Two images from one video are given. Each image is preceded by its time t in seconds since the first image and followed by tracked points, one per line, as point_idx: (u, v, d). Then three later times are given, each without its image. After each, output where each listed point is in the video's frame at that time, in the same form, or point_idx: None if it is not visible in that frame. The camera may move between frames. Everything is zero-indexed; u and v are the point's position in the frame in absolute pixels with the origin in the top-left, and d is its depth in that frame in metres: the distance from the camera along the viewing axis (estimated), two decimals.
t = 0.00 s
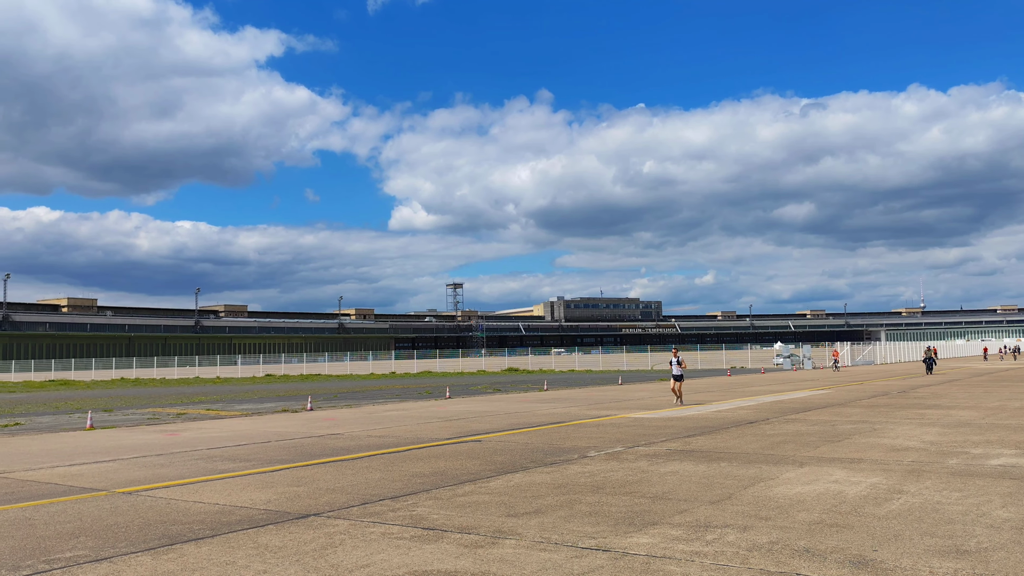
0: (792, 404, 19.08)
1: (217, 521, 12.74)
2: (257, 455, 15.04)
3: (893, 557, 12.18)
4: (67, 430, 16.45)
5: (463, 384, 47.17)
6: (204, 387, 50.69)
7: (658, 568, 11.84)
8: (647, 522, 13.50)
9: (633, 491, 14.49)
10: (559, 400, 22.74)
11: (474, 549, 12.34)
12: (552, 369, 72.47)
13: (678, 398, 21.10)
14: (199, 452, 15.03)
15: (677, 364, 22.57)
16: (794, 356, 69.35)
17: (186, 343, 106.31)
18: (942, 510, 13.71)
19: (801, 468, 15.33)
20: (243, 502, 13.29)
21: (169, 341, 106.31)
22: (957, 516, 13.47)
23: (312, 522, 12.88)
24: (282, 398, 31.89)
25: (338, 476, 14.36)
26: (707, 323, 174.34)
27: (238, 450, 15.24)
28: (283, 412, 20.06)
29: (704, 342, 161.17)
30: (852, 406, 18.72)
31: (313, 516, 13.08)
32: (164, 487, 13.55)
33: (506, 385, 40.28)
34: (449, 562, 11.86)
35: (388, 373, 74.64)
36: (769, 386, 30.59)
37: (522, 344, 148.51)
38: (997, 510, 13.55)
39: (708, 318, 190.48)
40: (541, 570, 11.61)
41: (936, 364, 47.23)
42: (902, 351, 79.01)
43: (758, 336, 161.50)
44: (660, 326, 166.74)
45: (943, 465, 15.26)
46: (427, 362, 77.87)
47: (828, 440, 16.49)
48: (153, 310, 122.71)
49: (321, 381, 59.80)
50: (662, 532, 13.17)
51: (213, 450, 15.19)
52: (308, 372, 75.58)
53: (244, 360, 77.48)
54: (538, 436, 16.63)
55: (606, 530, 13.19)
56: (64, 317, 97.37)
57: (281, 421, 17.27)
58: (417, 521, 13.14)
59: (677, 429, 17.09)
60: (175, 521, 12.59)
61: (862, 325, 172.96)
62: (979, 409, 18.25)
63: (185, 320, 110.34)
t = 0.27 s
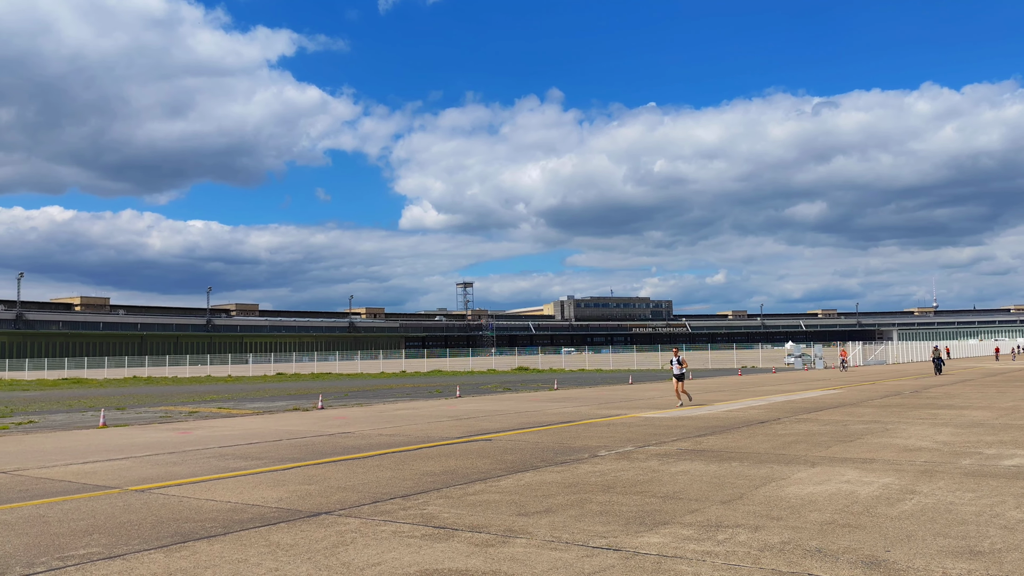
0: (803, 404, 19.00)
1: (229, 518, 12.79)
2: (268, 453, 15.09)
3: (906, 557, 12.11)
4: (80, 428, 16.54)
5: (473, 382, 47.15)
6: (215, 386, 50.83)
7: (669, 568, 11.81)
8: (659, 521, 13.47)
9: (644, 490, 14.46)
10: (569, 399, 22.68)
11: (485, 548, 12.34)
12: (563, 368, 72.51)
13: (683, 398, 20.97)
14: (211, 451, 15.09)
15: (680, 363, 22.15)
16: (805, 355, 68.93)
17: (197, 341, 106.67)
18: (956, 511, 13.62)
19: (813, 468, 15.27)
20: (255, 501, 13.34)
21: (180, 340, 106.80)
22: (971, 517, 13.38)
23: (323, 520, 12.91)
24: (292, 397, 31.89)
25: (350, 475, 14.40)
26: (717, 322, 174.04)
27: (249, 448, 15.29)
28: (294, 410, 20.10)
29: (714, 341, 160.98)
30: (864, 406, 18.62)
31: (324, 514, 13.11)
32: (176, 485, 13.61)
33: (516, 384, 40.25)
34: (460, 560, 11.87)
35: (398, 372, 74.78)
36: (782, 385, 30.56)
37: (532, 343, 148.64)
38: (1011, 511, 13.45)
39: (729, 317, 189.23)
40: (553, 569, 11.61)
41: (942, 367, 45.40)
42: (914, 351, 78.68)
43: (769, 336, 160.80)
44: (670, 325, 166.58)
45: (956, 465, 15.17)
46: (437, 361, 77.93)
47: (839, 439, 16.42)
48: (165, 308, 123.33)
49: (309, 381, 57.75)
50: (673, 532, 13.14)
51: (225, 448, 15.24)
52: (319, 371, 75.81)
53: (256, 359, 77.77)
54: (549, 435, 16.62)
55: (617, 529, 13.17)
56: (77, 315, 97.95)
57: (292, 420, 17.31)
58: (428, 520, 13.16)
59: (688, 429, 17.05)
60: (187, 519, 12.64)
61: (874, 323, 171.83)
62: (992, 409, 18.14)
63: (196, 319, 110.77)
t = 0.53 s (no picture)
0: (814, 404, 18.93)
1: (240, 516, 12.82)
2: (279, 451, 15.13)
3: (919, 558, 12.04)
4: (93, 425, 16.60)
5: (482, 380, 47.12)
6: (226, 383, 50.96)
7: (680, 567, 11.77)
8: (669, 520, 13.44)
9: (654, 489, 14.43)
10: (579, 398, 22.63)
11: (495, 546, 12.32)
12: (572, 367, 72.48)
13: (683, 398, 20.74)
14: (222, 449, 15.13)
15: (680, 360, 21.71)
16: (816, 355, 68.60)
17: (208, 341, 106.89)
18: (968, 511, 13.54)
19: (824, 468, 15.20)
20: (266, 498, 13.37)
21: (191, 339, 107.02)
22: (983, 517, 13.30)
23: (334, 518, 12.92)
24: (302, 394, 31.87)
25: (360, 473, 14.43)
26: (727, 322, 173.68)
27: (260, 446, 15.33)
28: (304, 408, 20.15)
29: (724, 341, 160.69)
30: (876, 406, 18.53)
31: (335, 512, 13.13)
32: (188, 482, 13.66)
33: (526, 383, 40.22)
34: (471, 559, 11.86)
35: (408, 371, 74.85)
36: (793, 385, 30.50)
37: (542, 343, 148.76)
38: None
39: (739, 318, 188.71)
40: (564, 568, 11.59)
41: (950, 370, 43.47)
42: (927, 351, 78.29)
43: (780, 336, 159.81)
44: (680, 326, 166.35)
45: (969, 466, 15.07)
46: (446, 360, 77.98)
47: (851, 439, 16.35)
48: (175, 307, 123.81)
49: (313, 381, 54.65)
50: (684, 531, 13.11)
51: (236, 446, 15.29)
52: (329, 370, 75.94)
53: (266, 358, 77.98)
54: (558, 435, 16.60)
55: (627, 528, 13.15)
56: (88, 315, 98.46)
57: (302, 418, 17.34)
58: (438, 518, 13.16)
59: (698, 428, 17.01)
60: (198, 516, 12.68)
61: (885, 324, 170.63)
62: (1005, 409, 18.02)
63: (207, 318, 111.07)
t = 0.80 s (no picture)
0: (824, 404, 18.84)
1: (251, 514, 12.87)
2: (289, 450, 15.17)
3: (931, 559, 11.97)
4: (104, 424, 16.67)
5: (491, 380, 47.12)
6: (236, 382, 51.19)
7: (690, 567, 11.74)
8: (679, 520, 13.40)
9: (664, 489, 14.40)
10: (588, 398, 22.58)
11: (505, 546, 12.32)
12: (581, 367, 72.47)
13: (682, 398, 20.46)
14: (232, 447, 15.17)
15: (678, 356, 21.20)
16: (827, 355, 68.26)
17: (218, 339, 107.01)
18: (980, 512, 13.45)
19: (836, 468, 15.13)
20: (276, 497, 13.40)
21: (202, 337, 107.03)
22: (996, 518, 13.20)
23: (343, 517, 12.94)
24: (311, 393, 31.99)
25: (370, 472, 14.44)
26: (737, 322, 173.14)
27: (270, 445, 15.36)
28: (313, 407, 20.21)
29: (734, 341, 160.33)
30: (886, 406, 18.44)
31: (345, 511, 13.15)
32: (198, 481, 13.70)
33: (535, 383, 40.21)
34: (480, 558, 11.85)
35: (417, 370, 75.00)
36: (802, 385, 30.45)
37: (551, 342, 148.78)
38: None
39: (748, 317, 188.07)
40: (575, 567, 11.57)
41: (956, 370, 42.10)
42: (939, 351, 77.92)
43: (790, 335, 158.82)
44: (689, 325, 166.05)
45: (981, 467, 14.98)
46: (455, 359, 78.02)
47: (861, 439, 16.28)
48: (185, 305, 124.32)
49: (320, 381, 53.80)
50: (694, 531, 13.07)
51: (246, 444, 15.33)
52: (338, 368, 76.12)
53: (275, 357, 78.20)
54: (568, 434, 16.59)
55: (637, 528, 13.12)
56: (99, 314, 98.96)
57: (312, 417, 17.37)
58: (448, 517, 13.17)
59: (708, 428, 16.97)
60: (209, 514, 12.72)
61: (896, 324, 169.45)
62: (1017, 410, 17.88)
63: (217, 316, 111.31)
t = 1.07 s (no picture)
0: (834, 405, 18.79)
1: (261, 513, 12.90)
2: (299, 449, 15.21)
3: (942, 560, 11.91)
4: (115, 422, 16.76)
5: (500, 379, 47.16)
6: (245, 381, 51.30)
7: (700, 567, 11.72)
8: (688, 521, 13.38)
9: (673, 490, 14.37)
10: (597, 397, 22.56)
11: (514, 545, 12.31)
12: (590, 367, 72.48)
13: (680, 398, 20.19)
14: (242, 446, 15.23)
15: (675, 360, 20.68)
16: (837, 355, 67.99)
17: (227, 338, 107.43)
18: (992, 514, 13.37)
19: (846, 469, 15.08)
20: (286, 496, 13.43)
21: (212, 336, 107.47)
22: (1007, 520, 13.12)
23: (353, 516, 12.96)
24: (321, 392, 32.02)
25: (379, 471, 14.47)
26: (746, 322, 172.65)
27: (280, 444, 15.40)
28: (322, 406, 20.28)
29: (743, 341, 159.92)
30: (897, 407, 18.36)
31: (354, 510, 13.16)
32: (209, 479, 13.75)
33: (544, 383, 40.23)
34: (490, 558, 11.85)
35: (426, 370, 75.15)
36: (813, 386, 30.41)
37: (559, 342, 148.69)
38: None
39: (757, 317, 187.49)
40: (584, 568, 11.56)
41: (960, 370, 40.84)
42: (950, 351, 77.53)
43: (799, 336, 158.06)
44: (698, 325, 165.69)
45: (992, 468, 14.90)
46: (464, 359, 78.09)
47: (872, 441, 16.21)
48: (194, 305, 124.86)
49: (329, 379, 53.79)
50: (703, 532, 13.04)
51: (256, 444, 15.37)
52: (347, 368, 76.32)
53: (285, 356, 78.43)
54: (577, 434, 16.58)
55: (647, 529, 13.09)
56: (110, 313, 99.43)
57: (321, 416, 17.40)
58: (457, 517, 13.17)
59: (717, 429, 16.94)
60: (219, 513, 12.75)
61: (906, 325, 168.53)
62: None
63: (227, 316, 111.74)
